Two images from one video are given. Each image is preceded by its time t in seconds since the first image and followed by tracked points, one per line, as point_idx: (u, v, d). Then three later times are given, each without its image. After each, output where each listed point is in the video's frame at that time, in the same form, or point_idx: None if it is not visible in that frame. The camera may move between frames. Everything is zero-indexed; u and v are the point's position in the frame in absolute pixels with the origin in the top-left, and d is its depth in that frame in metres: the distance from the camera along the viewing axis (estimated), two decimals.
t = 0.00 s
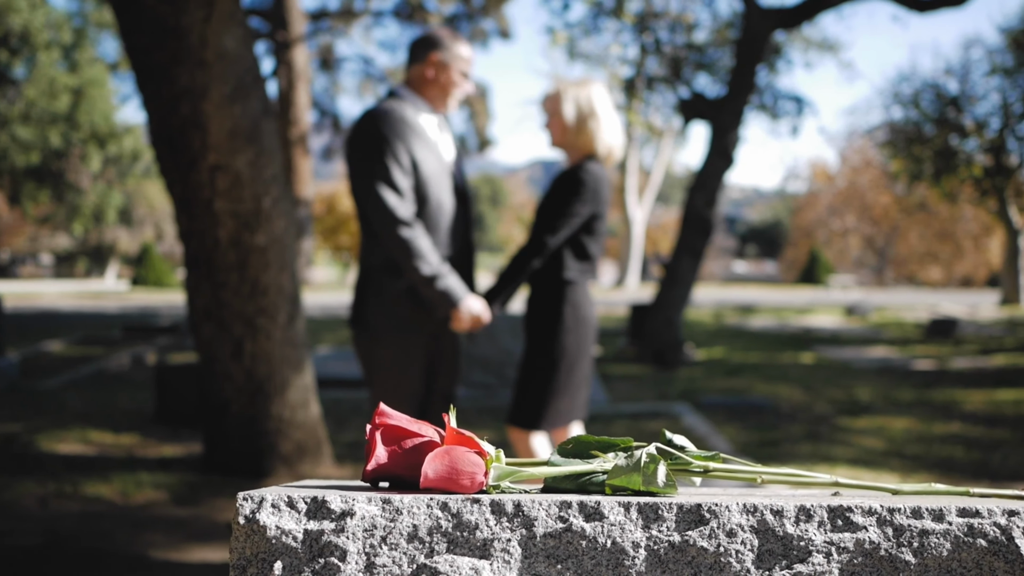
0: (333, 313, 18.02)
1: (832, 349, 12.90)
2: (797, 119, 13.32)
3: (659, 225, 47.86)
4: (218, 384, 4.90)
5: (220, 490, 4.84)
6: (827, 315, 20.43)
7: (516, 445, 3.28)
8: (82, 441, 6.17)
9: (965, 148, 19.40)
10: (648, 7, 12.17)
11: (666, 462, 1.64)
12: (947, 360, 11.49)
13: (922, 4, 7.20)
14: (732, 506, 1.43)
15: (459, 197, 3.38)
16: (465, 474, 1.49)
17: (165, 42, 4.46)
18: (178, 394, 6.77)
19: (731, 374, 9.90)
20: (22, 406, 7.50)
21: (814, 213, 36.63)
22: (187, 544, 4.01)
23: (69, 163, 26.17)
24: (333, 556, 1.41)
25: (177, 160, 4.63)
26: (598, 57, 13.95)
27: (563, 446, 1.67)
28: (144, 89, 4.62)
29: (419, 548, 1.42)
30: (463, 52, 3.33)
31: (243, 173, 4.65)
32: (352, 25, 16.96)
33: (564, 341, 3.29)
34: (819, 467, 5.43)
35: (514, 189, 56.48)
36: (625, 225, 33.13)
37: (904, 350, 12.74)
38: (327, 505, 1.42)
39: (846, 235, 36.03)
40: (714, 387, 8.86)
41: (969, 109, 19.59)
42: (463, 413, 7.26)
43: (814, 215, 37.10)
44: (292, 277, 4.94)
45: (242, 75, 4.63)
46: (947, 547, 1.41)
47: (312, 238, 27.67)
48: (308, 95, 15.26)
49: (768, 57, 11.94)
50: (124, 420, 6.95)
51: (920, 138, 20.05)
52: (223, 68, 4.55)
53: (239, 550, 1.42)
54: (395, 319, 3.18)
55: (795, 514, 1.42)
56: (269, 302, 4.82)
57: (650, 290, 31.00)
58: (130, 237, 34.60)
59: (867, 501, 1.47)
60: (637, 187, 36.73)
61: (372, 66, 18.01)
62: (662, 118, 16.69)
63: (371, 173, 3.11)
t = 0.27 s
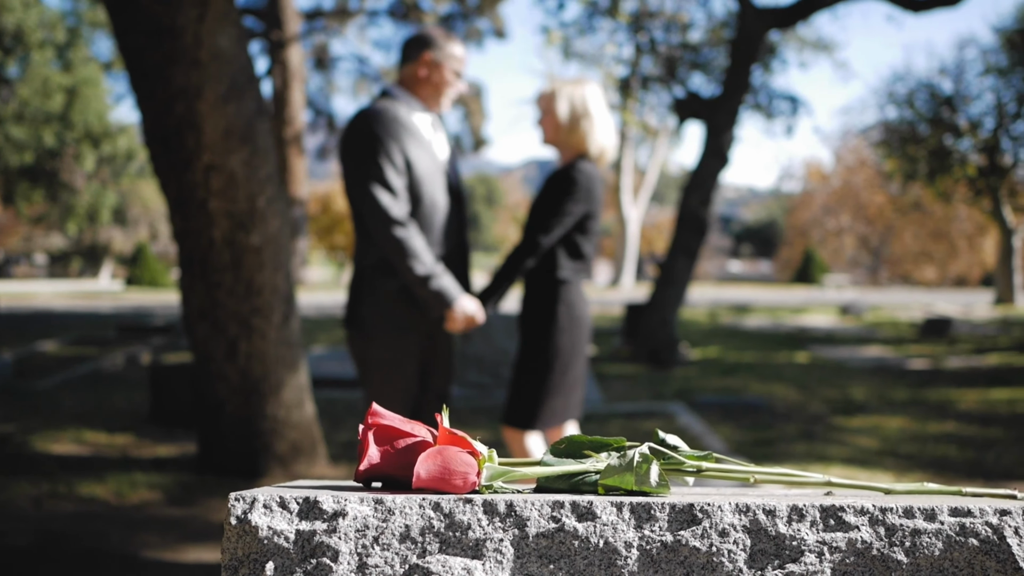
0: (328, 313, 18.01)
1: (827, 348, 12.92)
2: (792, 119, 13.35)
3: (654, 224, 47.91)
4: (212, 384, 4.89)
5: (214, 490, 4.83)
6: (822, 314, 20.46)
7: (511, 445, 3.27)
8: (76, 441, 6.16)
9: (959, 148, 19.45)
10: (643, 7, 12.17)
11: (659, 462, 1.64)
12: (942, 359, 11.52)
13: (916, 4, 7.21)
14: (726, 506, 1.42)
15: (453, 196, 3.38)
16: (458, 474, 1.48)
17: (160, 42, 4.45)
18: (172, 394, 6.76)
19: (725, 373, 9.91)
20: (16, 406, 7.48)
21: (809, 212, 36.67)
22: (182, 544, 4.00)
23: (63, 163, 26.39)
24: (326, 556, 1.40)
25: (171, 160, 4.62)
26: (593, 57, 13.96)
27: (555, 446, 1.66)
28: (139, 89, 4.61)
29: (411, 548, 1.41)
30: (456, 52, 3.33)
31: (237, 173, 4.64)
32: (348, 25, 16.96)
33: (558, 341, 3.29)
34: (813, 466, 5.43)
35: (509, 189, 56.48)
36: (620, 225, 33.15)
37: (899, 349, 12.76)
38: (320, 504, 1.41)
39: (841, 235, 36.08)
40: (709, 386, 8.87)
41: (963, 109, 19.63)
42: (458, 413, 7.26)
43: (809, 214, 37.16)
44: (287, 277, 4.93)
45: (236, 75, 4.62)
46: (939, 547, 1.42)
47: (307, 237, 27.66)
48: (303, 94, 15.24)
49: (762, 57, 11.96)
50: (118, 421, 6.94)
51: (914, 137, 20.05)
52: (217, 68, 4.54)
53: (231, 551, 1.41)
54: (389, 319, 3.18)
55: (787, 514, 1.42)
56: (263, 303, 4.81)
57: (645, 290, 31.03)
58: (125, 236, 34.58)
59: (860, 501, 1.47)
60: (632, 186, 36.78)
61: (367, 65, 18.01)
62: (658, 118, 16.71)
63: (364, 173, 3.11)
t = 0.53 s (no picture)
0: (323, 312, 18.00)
1: (822, 347, 12.94)
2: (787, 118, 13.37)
3: (650, 224, 47.98)
4: (207, 384, 4.88)
5: (210, 490, 4.82)
6: (817, 313, 20.50)
7: (506, 445, 3.28)
8: (71, 441, 6.14)
9: (954, 148, 19.52)
10: (639, 7, 12.17)
11: (654, 461, 1.63)
12: (937, 358, 11.54)
13: (911, 3, 7.22)
14: (721, 505, 1.42)
15: (449, 196, 3.38)
16: (452, 474, 1.48)
17: (155, 41, 4.44)
18: (168, 394, 6.75)
19: (721, 372, 9.92)
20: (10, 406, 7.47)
21: (805, 212, 36.71)
22: (178, 544, 4.00)
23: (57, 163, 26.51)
24: (320, 556, 1.40)
25: (166, 160, 4.61)
26: (589, 57, 13.97)
27: (551, 446, 1.66)
28: (133, 88, 4.59)
29: (406, 548, 1.41)
30: (452, 52, 3.32)
31: (232, 172, 4.63)
32: (343, 24, 16.93)
33: (554, 340, 3.29)
34: (808, 465, 5.44)
35: (505, 188, 56.49)
36: (616, 224, 33.16)
37: (893, 348, 12.79)
38: (314, 505, 1.41)
39: (836, 234, 36.15)
40: (704, 385, 8.88)
41: (958, 109, 19.68)
42: (453, 412, 7.26)
43: (804, 214, 37.23)
44: (283, 276, 4.92)
45: (231, 74, 4.61)
46: (933, 546, 1.42)
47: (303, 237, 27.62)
48: (298, 94, 15.22)
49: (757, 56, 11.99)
50: (113, 420, 6.93)
51: (909, 137, 20.20)
52: (212, 67, 4.53)
53: (226, 551, 1.41)
54: (385, 319, 3.17)
55: (782, 513, 1.42)
56: (258, 302, 4.80)
57: (641, 289, 31.05)
58: (120, 236, 34.55)
59: (854, 501, 1.47)
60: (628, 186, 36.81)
61: (363, 65, 17.99)
62: (653, 117, 16.74)
63: (361, 172, 3.10)
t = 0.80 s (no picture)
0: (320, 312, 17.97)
1: (819, 346, 12.97)
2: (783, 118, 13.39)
3: (646, 223, 48.00)
4: (204, 383, 4.87)
5: (206, 490, 4.82)
6: (814, 313, 20.52)
7: (502, 445, 3.27)
8: (66, 440, 6.13)
9: (950, 147, 19.57)
10: (635, 6, 12.17)
11: (650, 461, 1.63)
12: (933, 357, 11.56)
13: (907, 2, 7.23)
14: (717, 505, 1.42)
15: (446, 195, 3.37)
16: (448, 474, 1.48)
17: (150, 41, 4.43)
18: (164, 394, 6.73)
19: (717, 372, 9.93)
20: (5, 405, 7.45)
21: (801, 211, 36.77)
22: (174, 544, 3.98)
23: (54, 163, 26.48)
24: (315, 556, 1.40)
25: (162, 159, 4.60)
26: (585, 57, 13.98)
27: (546, 445, 1.66)
28: (129, 87, 4.58)
29: (402, 548, 1.41)
30: (449, 50, 3.32)
31: (229, 172, 4.62)
32: (340, 23, 16.91)
33: (550, 340, 3.28)
34: (805, 464, 5.44)
35: (502, 188, 56.50)
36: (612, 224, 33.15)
37: (890, 347, 12.81)
38: (310, 505, 1.41)
39: (832, 234, 36.20)
40: (701, 385, 8.89)
41: (954, 108, 19.73)
42: (450, 412, 7.26)
43: (801, 213, 37.25)
44: (279, 275, 4.91)
45: (227, 74, 4.60)
46: (931, 544, 1.42)
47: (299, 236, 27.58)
48: (295, 93, 15.21)
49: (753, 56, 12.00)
50: (109, 420, 6.91)
51: (905, 136, 20.29)
52: (208, 66, 4.52)
53: (221, 552, 1.40)
54: (382, 319, 3.17)
55: (779, 513, 1.42)
56: (255, 302, 4.79)
57: (637, 289, 31.07)
58: (116, 235, 34.50)
59: (851, 500, 1.47)
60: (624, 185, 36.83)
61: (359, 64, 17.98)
62: (649, 116, 16.75)
63: (358, 172, 3.10)
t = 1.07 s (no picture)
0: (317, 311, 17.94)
1: (815, 346, 12.98)
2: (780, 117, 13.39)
3: (643, 223, 48.05)
4: (199, 383, 4.86)
5: (202, 491, 4.80)
6: (809, 312, 20.54)
7: (498, 444, 3.27)
8: (61, 441, 6.11)
9: (946, 147, 19.60)
10: (631, 6, 12.17)
11: (645, 461, 1.63)
12: (928, 356, 11.57)
13: (903, 2, 7.23)
14: (712, 504, 1.42)
15: (443, 195, 3.37)
16: (443, 474, 1.47)
17: (146, 41, 4.42)
18: (160, 394, 6.72)
19: (713, 371, 9.94)
20: None
21: (797, 211, 36.80)
22: (170, 545, 3.97)
23: (49, 162, 26.20)
24: (310, 556, 1.39)
25: (158, 159, 4.59)
26: (581, 56, 13.98)
27: (542, 445, 1.65)
28: (125, 86, 4.57)
29: (396, 548, 1.40)
30: (446, 50, 3.31)
31: (224, 171, 4.61)
32: (336, 22, 16.89)
33: (546, 339, 3.28)
34: (801, 464, 5.44)
35: (498, 188, 56.51)
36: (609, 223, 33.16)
37: (885, 347, 12.82)
38: (304, 505, 1.40)
39: (828, 233, 36.23)
40: (697, 384, 8.89)
41: (949, 108, 19.79)
42: (446, 412, 7.25)
43: (797, 213, 37.29)
44: (275, 275, 4.90)
45: (223, 73, 4.59)
46: (926, 543, 1.42)
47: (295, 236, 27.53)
48: (291, 93, 15.20)
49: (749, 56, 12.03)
50: (104, 420, 6.90)
51: (901, 136, 20.33)
52: (204, 65, 4.51)
53: (215, 552, 1.40)
54: (380, 319, 3.17)
55: (775, 513, 1.42)
56: (251, 302, 4.78)
57: (633, 288, 31.11)
58: (111, 235, 34.41)
59: (846, 499, 1.47)
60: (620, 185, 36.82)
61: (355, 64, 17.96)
62: (646, 116, 16.77)
63: (355, 171, 3.09)
